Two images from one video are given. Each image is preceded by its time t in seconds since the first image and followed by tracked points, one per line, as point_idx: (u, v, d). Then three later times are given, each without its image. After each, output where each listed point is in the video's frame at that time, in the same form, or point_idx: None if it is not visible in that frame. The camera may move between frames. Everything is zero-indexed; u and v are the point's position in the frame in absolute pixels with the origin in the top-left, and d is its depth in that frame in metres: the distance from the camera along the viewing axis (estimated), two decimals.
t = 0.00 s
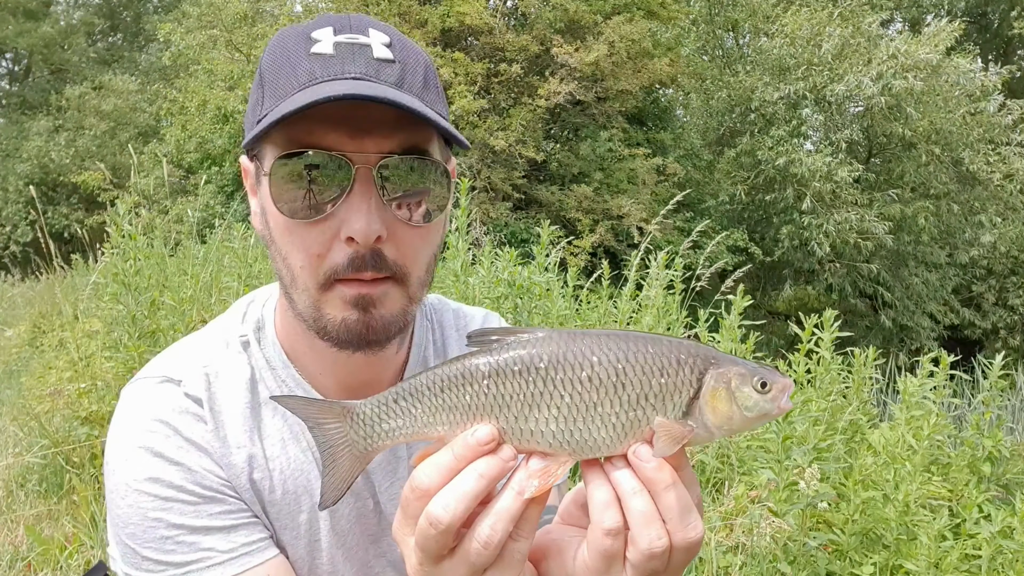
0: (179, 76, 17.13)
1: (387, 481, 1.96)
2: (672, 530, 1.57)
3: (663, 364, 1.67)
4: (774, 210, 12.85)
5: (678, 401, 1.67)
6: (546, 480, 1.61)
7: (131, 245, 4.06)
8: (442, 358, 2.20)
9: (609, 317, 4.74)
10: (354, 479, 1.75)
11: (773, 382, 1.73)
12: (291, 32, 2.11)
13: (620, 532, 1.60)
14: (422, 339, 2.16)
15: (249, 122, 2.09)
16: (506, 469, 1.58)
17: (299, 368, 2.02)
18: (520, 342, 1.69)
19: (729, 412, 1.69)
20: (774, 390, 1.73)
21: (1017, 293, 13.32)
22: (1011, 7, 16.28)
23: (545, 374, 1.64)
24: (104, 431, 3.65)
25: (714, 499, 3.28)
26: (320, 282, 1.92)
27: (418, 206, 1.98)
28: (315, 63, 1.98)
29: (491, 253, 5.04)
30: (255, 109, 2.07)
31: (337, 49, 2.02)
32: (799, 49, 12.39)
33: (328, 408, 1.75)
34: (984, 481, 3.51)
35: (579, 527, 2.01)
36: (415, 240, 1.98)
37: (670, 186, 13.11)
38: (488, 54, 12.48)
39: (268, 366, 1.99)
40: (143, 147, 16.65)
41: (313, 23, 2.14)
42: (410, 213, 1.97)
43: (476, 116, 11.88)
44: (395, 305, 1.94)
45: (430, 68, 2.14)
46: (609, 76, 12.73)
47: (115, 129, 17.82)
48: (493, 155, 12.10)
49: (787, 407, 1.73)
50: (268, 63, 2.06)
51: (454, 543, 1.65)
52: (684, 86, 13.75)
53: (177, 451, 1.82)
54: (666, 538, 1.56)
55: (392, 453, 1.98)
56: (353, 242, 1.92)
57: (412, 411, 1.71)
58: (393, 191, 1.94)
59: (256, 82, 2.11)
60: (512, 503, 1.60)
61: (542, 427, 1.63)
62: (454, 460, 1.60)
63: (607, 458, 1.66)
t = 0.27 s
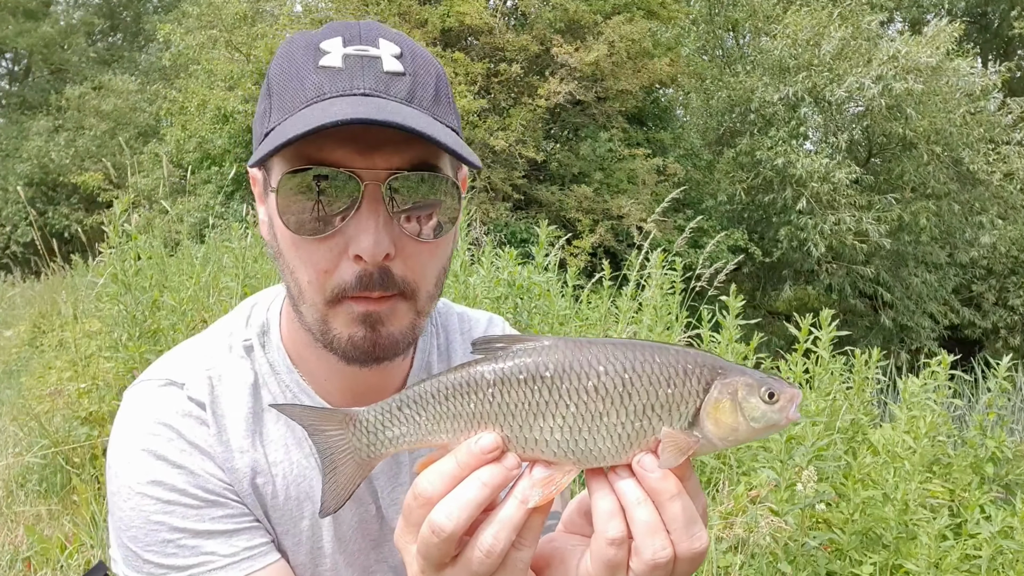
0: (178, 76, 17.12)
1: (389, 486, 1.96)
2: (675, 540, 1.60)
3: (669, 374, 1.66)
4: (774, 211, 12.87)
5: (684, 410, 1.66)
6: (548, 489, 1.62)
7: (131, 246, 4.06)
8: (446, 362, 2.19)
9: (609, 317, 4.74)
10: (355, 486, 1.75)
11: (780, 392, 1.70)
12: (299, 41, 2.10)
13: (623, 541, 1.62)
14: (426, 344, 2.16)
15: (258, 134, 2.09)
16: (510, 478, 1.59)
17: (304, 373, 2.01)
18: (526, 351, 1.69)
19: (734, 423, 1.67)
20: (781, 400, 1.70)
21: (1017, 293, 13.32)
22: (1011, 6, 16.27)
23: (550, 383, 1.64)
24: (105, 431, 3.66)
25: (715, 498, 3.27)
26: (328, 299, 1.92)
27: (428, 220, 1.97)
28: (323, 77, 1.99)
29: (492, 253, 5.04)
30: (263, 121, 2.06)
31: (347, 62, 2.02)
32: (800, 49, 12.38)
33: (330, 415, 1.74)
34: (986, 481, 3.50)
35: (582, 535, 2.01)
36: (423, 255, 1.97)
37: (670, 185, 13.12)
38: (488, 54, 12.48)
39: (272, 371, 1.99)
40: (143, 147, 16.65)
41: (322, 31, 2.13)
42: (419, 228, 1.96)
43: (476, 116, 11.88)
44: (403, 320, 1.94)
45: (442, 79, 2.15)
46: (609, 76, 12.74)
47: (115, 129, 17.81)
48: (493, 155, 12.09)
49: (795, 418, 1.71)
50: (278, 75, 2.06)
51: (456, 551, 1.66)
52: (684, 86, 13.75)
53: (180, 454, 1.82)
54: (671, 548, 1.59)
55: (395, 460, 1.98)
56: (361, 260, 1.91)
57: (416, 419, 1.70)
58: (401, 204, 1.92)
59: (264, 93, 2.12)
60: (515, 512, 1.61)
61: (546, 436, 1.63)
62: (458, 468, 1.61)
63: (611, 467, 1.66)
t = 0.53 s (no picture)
0: (178, 76, 17.12)
1: (389, 489, 1.96)
2: (675, 546, 1.60)
3: (668, 379, 1.66)
4: (773, 211, 12.88)
5: (682, 416, 1.66)
6: (548, 494, 1.62)
7: (131, 245, 4.05)
8: (447, 365, 2.20)
9: (608, 318, 4.74)
10: (356, 489, 1.75)
11: (779, 399, 1.72)
12: (297, 40, 2.11)
13: (623, 546, 1.62)
14: (427, 346, 2.17)
15: (257, 131, 2.09)
16: (508, 482, 1.59)
17: (303, 375, 2.02)
18: (524, 355, 1.69)
19: (733, 428, 1.68)
20: (780, 406, 1.72)
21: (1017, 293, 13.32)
22: (1012, 7, 16.26)
23: (549, 388, 1.64)
24: (104, 431, 3.66)
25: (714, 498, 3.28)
26: (327, 295, 1.92)
27: (428, 218, 1.97)
28: (321, 72, 1.99)
29: (492, 253, 5.04)
30: (262, 118, 2.07)
31: (344, 59, 2.03)
32: (799, 50, 12.37)
33: (330, 416, 1.75)
34: (986, 482, 3.50)
35: (582, 541, 2.01)
36: (422, 252, 1.97)
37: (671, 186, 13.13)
38: (488, 54, 12.48)
39: (273, 373, 2.00)
40: (143, 147, 16.65)
41: (319, 30, 2.14)
42: (417, 226, 1.96)
43: (476, 116, 11.88)
44: (404, 318, 1.94)
45: (441, 78, 2.16)
46: (609, 76, 12.75)
47: (115, 129, 17.81)
48: (493, 155, 12.09)
49: (793, 424, 1.72)
50: (276, 73, 2.07)
51: (454, 555, 1.66)
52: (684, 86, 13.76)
53: (180, 457, 1.82)
54: (670, 553, 1.60)
55: (395, 462, 1.98)
56: (359, 256, 1.91)
57: (414, 422, 1.70)
58: (401, 202, 1.93)
59: (262, 91, 2.12)
60: (513, 516, 1.62)
61: (545, 440, 1.63)
62: (457, 472, 1.61)
63: (609, 471, 1.66)
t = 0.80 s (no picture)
0: (178, 76, 17.11)
1: (387, 488, 1.96)
2: (674, 534, 1.59)
3: (661, 368, 1.67)
4: (773, 211, 12.94)
5: (677, 404, 1.66)
6: (546, 488, 1.62)
7: (131, 245, 4.05)
8: (445, 364, 2.20)
9: (608, 317, 4.74)
10: (353, 490, 1.73)
11: (772, 383, 1.72)
12: (294, 38, 2.11)
13: (622, 536, 1.62)
14: (424, 345, 2.17)
15: (254, 129, 2.09)
16: (506, 477, 1.59)
17: (300, 376, 2.01)
18: (519, 350, 1.69)
19: (729, 414, 1.68)
20: (774, 390, 1.71)
21: (1017, 293, 13.32)
22: (1012, 7, 16.25)
23: (544, 381, 1.64)
24: (104, 431, 3.66)
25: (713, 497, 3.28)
26: (324, 293, 1.92)
27: (423, 216, 1.97)
28: (319, 71, 1.99)
29: (491, 253, 5.04)
30: (259, 115, 2.07)
31: (342, 57, 2.04)
32: (799, 50, 12.36)
33: (328, 417, 1.75)
34: (985, 481, 3.50)
35: (581, 533, 2.02)
36: (419, 251, 1.97)
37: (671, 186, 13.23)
38: (488, 54, 12.48)
39: (268, 374, 2.00)
40: (142, 147, 16.65)
41: (317, 28, 2.14)
42: (414, 224, 1.96)
43: (476, 116, 11.88)
44: (401, 316, 1.94)
45: (439, 76, 2.16)
46: (609, 76, 12.76)
47: (114, 129, 17.80)
48: (493, 155, 12.09)
49: (789, 407, 1.72)
50: (273, 71, 2.07)
51: (453, 551, 1.66)
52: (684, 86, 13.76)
53: (178, 458, 1.82)
54: (668, 541, 1.58)
55: (393, 461, 1.98)
56: (357, 253, 1.91)
57: (410, 419, 1.70)
58: (397, 200, 1.93)
59: (259, 90, 2.11)
60: (512, 512, 1.61)
61: (541, 434, 1.63)
62: (454, 468, 1.60)
63: (607, 463, 1.66)
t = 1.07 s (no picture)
0: (178, 76, 17.12)
1: (387, 489, 1.97)
2: (678, 539, 1.59)
3: (666, 373, 1.66)
4: (773, 210, 12.94)
5: (682, 409, 1.66)
6: (551, 491, 1.62)
7: (131, 245, 4.06)
8: (444, 365, 2.20)
9: (607, 318, 4.74)
10: (361, 482, 1.76)
11: (779, 391, 1.71)
12: (294, 39, 2.11)
13: (627, 540, 1.61)
14: (423, 345, 2.17)
15: (253, 131, 2.09)
16: (510, 479, 1.59)
17: (299, 377, 2.03)
18: (525, 353, 1.69)
19: (734, 421, 1.68)
20: (780, 398, 1.71)
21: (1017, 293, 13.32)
22: (1012, 7, 16.24)
23: (549, 385, 1.64)
24: (105, 431, 3.67)
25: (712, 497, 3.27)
26: (325, 295, 1.92)
27: (422, 217, 1.97)
28: (319, 74, 1.99)
29: (491, 253, 5.04)
30: (259, 118, 2.07)
31: (342, 59, 2.03)
32: (799, 50, 12.34)
33: (338, 409, 1.77)
34: (985, 482, 3.49)
35: (586, 535, 2.01)
36: (420, 251, 1.97)
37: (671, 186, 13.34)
38: (488, 54, 12.48)
39: (267, 375, 2.00)
40: (143, 147, 16.65)
41: (316, 30, 2.14)
42: (413, 224, 1.96)
43: (476, 116, 11.88)
44: (402, 319, 1.94)
45: (438, 77, 2.16)
46: (609, 76, 12.77)
47: (114, 129, 17.81)
48: (493, 155, 12.09)
49: (794, 416, 1.71)
50: (272, 73, 2.07)
51: (456, 552, 1.66)
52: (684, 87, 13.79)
53: (178, 460, 1.81)
54: (673, 546, 1.58)
55: (392, 462, 1.98)
56: (358, 256, 1.91)
57: (416, 420, 1.71)
58: (396, 202, 1.93)
59: (259, 91, 2.11)
60: (516, 514, 1.61)
61: (546, 437, 1.63)
62: (459, 470, 1.60)
63: (612, 467, 1.66)
